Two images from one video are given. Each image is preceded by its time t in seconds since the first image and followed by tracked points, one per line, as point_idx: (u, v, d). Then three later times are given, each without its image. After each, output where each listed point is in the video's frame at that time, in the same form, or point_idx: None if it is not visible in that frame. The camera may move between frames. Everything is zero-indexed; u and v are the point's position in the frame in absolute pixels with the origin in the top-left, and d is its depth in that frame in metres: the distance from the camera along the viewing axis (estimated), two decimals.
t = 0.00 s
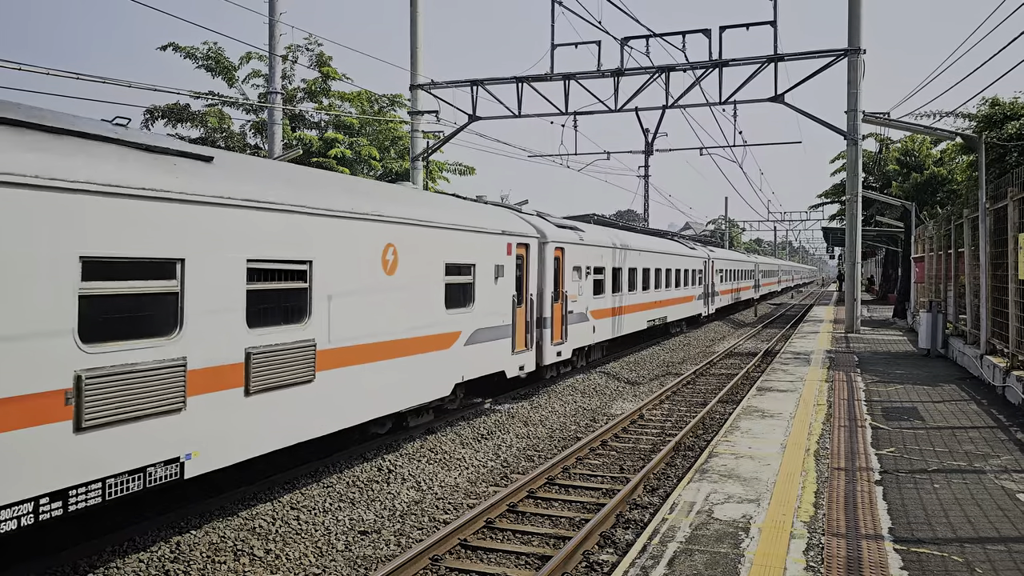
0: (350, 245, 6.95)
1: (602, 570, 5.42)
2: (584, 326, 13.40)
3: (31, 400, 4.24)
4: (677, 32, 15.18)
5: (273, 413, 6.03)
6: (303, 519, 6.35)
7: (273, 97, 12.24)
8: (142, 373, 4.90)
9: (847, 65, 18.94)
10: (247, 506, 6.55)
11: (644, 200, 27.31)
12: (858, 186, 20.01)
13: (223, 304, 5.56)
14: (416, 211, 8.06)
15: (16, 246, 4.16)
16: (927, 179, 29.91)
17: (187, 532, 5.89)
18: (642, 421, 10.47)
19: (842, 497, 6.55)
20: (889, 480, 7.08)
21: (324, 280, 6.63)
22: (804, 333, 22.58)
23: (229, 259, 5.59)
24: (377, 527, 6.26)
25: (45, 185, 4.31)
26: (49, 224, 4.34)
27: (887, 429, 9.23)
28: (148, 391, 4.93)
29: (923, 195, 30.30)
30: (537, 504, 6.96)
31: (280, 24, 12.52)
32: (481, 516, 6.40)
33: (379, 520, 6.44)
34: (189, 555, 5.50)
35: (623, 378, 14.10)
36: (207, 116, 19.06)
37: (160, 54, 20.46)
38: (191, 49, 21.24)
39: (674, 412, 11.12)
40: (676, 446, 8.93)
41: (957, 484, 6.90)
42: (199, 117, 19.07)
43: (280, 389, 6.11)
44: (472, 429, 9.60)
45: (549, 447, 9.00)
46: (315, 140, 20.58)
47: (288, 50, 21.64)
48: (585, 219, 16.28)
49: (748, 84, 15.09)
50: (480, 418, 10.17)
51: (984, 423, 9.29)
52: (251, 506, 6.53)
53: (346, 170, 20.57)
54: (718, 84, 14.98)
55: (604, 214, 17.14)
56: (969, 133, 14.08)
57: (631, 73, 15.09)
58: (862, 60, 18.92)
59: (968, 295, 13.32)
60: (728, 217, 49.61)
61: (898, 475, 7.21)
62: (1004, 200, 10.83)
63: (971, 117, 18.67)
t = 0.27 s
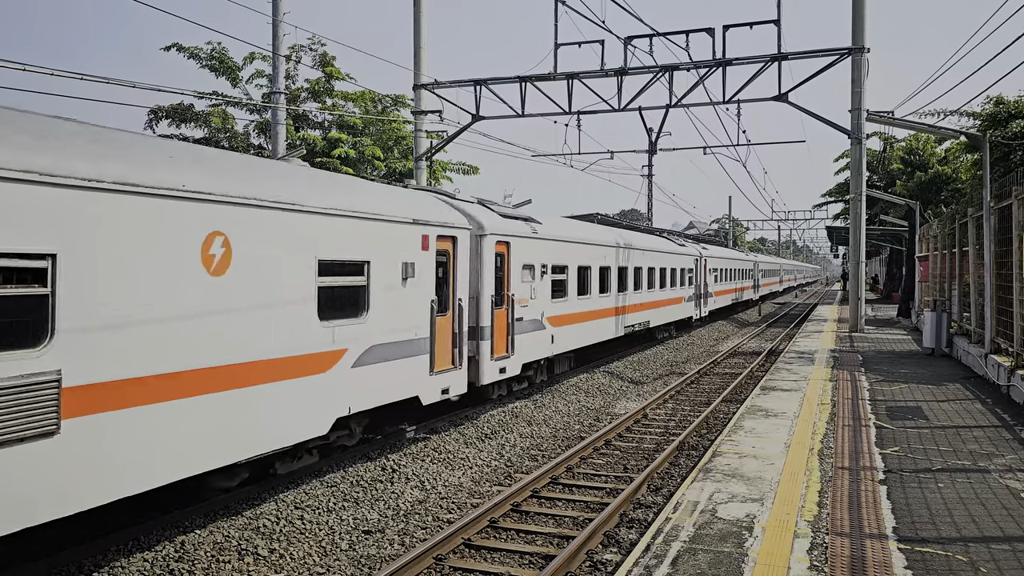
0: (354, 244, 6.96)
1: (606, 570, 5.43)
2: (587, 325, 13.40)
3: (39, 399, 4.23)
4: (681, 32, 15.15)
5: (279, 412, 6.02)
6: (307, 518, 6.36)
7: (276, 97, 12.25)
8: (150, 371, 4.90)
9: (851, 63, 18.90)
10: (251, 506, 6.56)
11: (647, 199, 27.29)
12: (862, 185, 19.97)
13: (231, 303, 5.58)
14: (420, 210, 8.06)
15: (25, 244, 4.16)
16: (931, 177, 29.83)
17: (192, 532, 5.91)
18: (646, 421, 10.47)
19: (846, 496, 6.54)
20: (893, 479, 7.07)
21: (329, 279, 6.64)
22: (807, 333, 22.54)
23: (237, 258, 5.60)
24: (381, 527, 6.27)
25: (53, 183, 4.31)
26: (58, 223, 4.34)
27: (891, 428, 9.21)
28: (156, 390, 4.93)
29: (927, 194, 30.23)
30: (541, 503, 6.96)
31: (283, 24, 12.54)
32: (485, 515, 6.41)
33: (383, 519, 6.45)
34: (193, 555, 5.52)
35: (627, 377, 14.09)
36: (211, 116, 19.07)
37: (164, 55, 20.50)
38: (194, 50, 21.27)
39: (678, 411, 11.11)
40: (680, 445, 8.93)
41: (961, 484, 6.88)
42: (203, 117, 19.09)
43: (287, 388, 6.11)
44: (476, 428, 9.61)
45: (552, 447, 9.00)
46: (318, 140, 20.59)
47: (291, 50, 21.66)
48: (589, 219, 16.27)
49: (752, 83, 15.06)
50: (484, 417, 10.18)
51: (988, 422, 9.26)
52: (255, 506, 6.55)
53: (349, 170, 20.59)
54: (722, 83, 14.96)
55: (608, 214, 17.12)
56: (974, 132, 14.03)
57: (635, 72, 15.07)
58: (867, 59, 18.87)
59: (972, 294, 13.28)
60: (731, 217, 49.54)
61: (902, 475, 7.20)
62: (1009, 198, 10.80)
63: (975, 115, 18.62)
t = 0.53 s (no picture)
0: (351, 243, 6.99)
1: (609, 569, 5.43)
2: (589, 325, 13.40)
3: (34, 403, 4.25)
4: (683, 31, 15.13)
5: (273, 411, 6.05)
6: (310, 518, 6.37)
7: (279, 97, 12.27)
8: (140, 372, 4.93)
9: (853, 62, 18.88)
10: (254, 505, 6.57)
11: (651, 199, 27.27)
12: (865, 184, 19.94)
13: (228, 303, 5.62)
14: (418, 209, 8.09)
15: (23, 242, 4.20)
16: (934, 176, 29.77)
17: (195, 532, 5.92)
18: (649, 420, 10.46)
19: (848, 495, 6.54)
20: (896, 478, 7.06)
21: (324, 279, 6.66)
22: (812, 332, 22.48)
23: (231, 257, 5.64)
24: (383, 526, 6.27)
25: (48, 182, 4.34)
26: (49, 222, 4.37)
27: (894, 427, 9.19)
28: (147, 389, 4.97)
29: (931, 193, 30.16)
30: (543, 503, 6.96)
31: (286, 24, 12.55)
32: (488, 515, 6.41)
33: (386, 519, 6.46)
34: (197, 554, 5.53)
35: (630, 377, 14.09)
36: (214, 117, 19.13)
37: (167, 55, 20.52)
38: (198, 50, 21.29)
39: (681, 411, 11.09)
40: (683, 444, 8.92)
41: (964, 483, 6.87)
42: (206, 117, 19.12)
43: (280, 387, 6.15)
44: (479, 427, 9.61)
45: (555, 446, 8.99)
46: (321, 140, 20.60)
47: (294, 50, 21.70)
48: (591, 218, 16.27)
49: (754, 83, 15.03)
50: (487, 417, 10.18)
51: (991, 421, 9.24)
52: (259, 506, 6.56)
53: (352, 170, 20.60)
54: (724, 83, 14.95)
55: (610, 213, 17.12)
56: (977, 130, 14.00)
57: (637, 71, 15.06)
58: (869, 58, 18.85)
59: (976, 293, 13.25)
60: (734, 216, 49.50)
61: (905, 474, 7.19)
62: (1012, 197, 10.78)
63: (978, 114, 18.58)
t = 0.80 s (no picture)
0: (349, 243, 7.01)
1: (612, 569, 5.43)
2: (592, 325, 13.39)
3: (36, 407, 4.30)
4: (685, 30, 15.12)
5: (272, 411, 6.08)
6: (313, 518, 6.37)
7: (281, 98, 12.28)
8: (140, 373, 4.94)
9: (856, 62, 18.86)
10: (256, 505, 6.58)
11: (653, 199, 27.26)
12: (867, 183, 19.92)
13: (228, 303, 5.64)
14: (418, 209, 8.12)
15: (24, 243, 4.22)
16: (937, 175, 29.73)
17: (198, 532, 5.93)
18: (651, 419, 10.46)
19: (851, 495, 6.54)
20: (899, 478, 7.06)
21: (323, 279, 6.69)
22: (815, 332, 22.45)
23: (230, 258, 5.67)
24: (386, 526, 6.28)
25: (51, 181, 4.36)
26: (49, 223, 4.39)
27: (897, 427, 9.18)
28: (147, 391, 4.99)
29: (934, 192, 30.12)
30: (546, 502, 6.97)
31: (288, 25, 12.58)
32: (490, 514, 6.41)
33: (388, 519, 6.46)
34: (200, 554, 5.54)
35: (633, 377, 14.08)
36: (216, 117, 19.15)
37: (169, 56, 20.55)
38: (201, 50, 21.34)
39: (683, 410, 11.09)
40: (685, 444, 8.92)
41: (967, 483, 6.86)
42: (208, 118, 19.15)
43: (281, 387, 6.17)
44: (481, 427, 9.61)
45: (558, 446, 8.99)
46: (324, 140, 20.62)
47: (296, 51, 21.72)
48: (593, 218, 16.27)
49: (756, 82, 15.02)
50: (489, 417, 10.19)
51: (994, 421, 9.23)
52: (261, 505, 6.57)
53: (355, 170, 20.62)
54: (726, 83, 14.94)
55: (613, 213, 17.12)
56: (980, 130, 13.98)
57: (639, 71, 15.06)
58: (871, 57, 18.83)
59: (979, 293, 13.23)
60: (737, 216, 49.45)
61: (908, 473, 7.18)
62: (1015, 196, 10.76)
63: (981, 113, 18.55)
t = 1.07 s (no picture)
0: (351, 244, 7.02)
1: (614, 569, 5.43)
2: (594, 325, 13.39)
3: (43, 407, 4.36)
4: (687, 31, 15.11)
5: (273, 413, 6.09)
6: (314, 518, 6.38)
7: (283, 99, 12.30)
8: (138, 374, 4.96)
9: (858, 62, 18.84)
10: (259, 505, 6.58)
11: (655, 199, 27.25)
12: (870, 184, 19.89)
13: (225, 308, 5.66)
14: (420, 210, 8.12)
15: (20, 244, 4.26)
16: (940, 176, 29.69)
17: (200, 532, 5.94)
18: (654, 420, 10.46)
19: (853, 496, 6.53)
20: (902, 479, 7.04)
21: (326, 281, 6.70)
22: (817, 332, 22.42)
23: (231, 260, 5.69)
24: (388, 527, 6.29)
25: (43, 184, 4.40)
26: (47, 223, 4.42)
27: (899, 428, 9.16)
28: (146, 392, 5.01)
29: (936, 193, 30.08)
30: (548, 503, 6.97)
31: (290, 26, 12.60)
32: (492, 515, 6.41)
33: (390, 519, 6.47)
34: (202, 554, 5.55)
35: (635, 378, 14.06)
36: (218, 118, 19.18)
37: (172, 57, 20.58)
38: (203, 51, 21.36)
39: (686, 411, 11.08)
40: (687, 445, 8.90)
41: (970, 483, 6.85)
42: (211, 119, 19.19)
43: (281, 389, 6.18)
44: (483, 428, 9.60)
45: (560, 447, 8.98)
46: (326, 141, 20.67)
47: (298, 52, 21.75)
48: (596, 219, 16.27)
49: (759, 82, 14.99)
50: (491, 418, 10.18)
51: (997, 421, 9.20)
52: (263, 506, 6.57)
53: (357, 171, 20.64)
54: (728, 83, 14.92)
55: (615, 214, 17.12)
56: (982, 130, 13.95)
57: (641, 71, 15.05)
58: (874, 57, 18.80)
59: (981, 293, 13.20)
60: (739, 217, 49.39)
61: (910, 474, 7.17)
62: (1017, 196, 10.74)
63: (983, 113, 18.52)
